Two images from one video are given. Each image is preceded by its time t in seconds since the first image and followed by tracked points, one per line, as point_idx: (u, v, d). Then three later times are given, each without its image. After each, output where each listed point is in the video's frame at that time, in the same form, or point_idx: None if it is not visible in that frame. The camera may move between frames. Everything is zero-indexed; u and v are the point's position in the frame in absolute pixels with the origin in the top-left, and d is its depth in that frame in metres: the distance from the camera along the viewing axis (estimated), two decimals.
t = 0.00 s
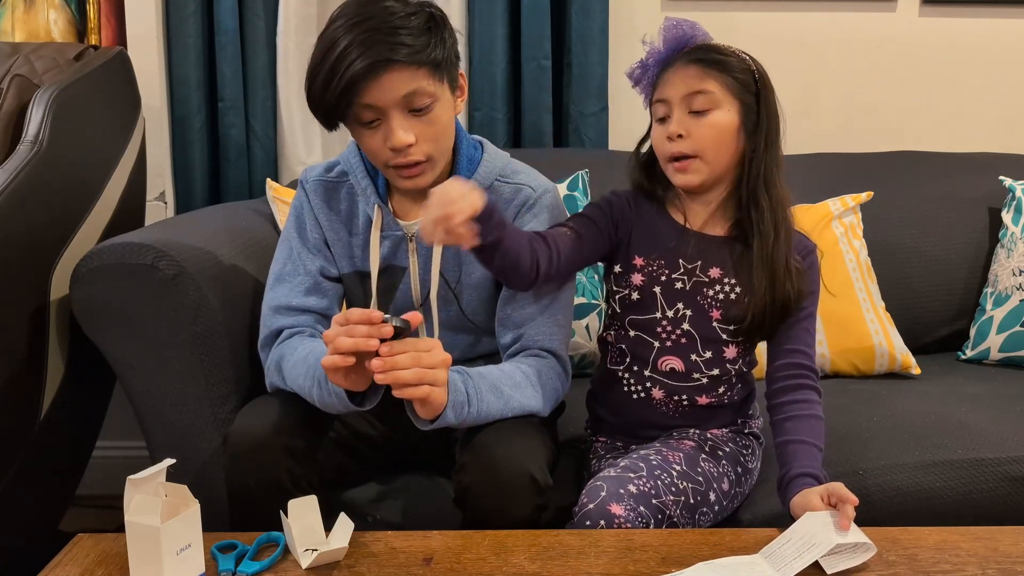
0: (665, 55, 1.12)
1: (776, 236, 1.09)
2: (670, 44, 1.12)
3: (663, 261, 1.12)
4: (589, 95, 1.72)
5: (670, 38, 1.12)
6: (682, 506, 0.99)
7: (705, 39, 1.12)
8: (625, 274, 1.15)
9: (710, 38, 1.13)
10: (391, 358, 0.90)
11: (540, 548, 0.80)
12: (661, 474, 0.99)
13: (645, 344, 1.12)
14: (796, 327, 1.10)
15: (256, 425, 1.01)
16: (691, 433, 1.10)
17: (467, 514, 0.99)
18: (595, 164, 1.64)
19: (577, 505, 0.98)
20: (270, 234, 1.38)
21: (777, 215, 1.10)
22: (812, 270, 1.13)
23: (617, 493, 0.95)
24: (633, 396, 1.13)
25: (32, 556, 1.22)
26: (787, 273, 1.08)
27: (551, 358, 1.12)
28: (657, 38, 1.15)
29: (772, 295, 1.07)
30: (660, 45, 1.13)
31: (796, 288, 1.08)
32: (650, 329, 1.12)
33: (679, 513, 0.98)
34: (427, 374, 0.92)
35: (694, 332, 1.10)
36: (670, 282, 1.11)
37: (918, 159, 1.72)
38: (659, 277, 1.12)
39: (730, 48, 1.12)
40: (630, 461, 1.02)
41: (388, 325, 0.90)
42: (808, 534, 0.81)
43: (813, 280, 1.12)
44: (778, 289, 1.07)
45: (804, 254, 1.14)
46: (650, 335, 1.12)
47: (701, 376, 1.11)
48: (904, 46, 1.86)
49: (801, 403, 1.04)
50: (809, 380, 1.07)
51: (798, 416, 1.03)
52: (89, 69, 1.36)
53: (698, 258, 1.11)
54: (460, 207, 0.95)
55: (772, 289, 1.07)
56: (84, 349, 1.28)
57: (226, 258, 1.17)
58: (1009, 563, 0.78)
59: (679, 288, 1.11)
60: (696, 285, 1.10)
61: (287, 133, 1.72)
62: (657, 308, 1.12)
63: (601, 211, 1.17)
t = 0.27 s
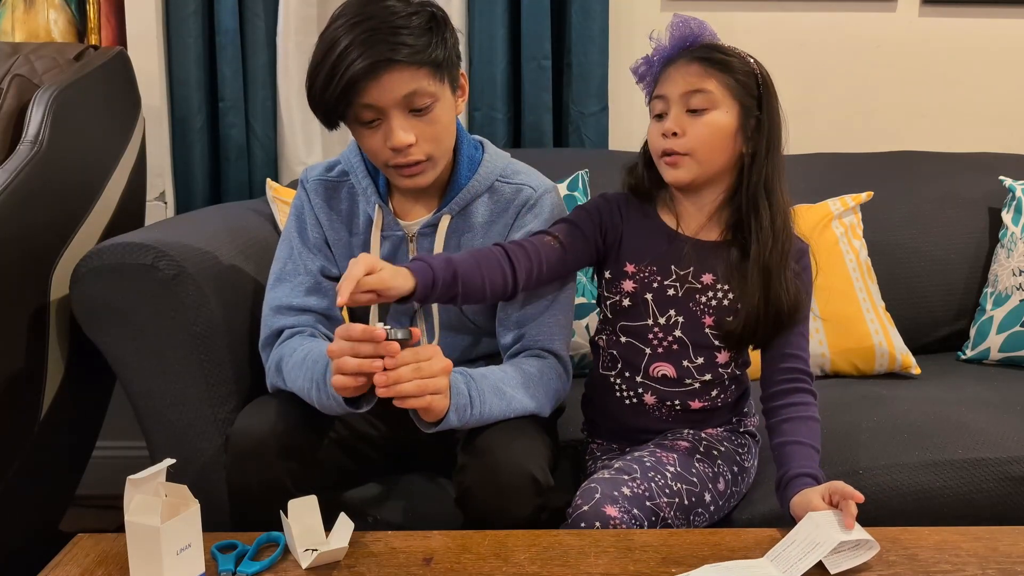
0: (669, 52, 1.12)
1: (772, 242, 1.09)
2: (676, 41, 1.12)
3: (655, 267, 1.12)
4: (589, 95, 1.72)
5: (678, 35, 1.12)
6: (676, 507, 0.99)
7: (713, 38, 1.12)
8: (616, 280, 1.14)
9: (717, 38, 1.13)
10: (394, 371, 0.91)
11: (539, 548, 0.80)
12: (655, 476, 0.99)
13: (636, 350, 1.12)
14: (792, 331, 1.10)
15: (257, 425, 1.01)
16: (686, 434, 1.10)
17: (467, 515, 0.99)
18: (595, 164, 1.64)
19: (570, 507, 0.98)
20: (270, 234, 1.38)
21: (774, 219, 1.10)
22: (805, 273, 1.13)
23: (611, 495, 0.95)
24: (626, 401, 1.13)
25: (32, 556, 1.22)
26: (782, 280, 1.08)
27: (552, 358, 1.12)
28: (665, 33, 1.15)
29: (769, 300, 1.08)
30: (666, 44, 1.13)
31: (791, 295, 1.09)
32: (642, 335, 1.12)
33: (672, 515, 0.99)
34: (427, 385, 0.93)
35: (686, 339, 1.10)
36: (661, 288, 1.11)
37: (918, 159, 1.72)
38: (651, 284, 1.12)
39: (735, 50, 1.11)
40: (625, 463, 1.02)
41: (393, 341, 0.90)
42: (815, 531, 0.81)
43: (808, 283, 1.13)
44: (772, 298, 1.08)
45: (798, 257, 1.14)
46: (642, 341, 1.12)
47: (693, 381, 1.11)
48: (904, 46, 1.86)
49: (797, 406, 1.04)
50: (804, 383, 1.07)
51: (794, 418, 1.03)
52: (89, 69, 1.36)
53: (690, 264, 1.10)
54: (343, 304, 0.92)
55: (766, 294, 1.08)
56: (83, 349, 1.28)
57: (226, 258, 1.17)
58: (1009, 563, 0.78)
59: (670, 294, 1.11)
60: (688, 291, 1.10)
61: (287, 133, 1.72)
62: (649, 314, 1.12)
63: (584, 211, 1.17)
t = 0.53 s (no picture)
0: (660, 54, 1.13)
1: (771, 241, 1.09)
2: (666, 44, 1.12)
3: (655, 267, 1.12)
4: (589, 95, 1.72)
5: (668, 38, 1.12)
6: (675, 508, 0.99)
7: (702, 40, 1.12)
8: (615, 280, 1.14)
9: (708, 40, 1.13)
10: (394, 375, 0.91)
11: (539, 547, 0.80)
12: (653, 477, 0.99)
13: (636, 350, 1.12)
14: (794, 331, 1.10)
15: (257, 426, 1.01)
16: (686, 434, 1.10)
17: (467, 515, 0.99)
18: (595, 165, 1.64)
19: (569, 508, 0.98)
20: (270, 234, 1.38)
21: (772, 218, 1.10)
22: (805, 272, 1.13)
23: (610, 495, 0.95)
24: (626, 401, 1.13)
25: (32, 556, 1.22)
26: (781, 280, 1.09)
27: (553, 359, 1.11)
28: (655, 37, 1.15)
29: (767, 300, 1.08)
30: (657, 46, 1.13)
31: (790, 294, 1.09)
32: (641, 335, 1.12)
33: (671, 516, 0.99)
34: (428, 389, 0.93)
35: (685, 338, 1.10)
36: (660, 288, 1.11)
37: (918, 159, 1.72)
38: (650, 283, 1.12)
39: (729, 50, 1.12)
40: (624, 463, 1.02)
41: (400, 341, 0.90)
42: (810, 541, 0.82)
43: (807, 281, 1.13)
44: (771, 297, 1.08)
45: (797, 255, 1.14)
46: (641, 341, 1.12)
47: (693, 381, 1.11)
48: (904, 46, 1.86)
49: (798, 406, 1.04)
50: (805, 382, 1.07)
51: (795, 417, 1.03)
52: (89, 69, 1.36)
53: (689, 264, 1.10)
54: (348, 308, 0.92)
55: (764, 292, 1.08)
56: (83, 349, 1.28)
57: (226, 259, 1.17)
58: (1009, 563, 0.78)
59: (670, 294, 1.11)
60: (688, 291, 1.10)
61: (287, 132, 1.72)
62: (649, 314, 1.12)
63: (583, 211, 1.17)
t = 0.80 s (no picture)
0: (657, 54, 1.13)
1: (773, 240, 1.09)
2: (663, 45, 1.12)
3: (657, 267, 1.12)
4: (589, 95, 1.72)
5: (667, 40, 1.12)
6: (675, 508, 0.99)
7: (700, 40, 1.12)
8: (617, 279, 1.14)
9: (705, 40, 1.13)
10: (398, 370, 0.91)
11: (540, 547, 0.80)
12: (654, 476, 0.99)
13: (638, 349, 1.12)
14: (796, 331, 1.10)
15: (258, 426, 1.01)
16: (687, 434, 1.10)
17: (468, 515, 0.99)
18: (595, 165, 1.64)
19: (570, 508, 0.98)
20: (270, 235, 1.38)
21: (774, 216, 1.10)
22: (806, 271, 1.14)
23: (610, 495, 0.95)
24: (627, 400, 1.12)
25: (32, 556, 1.22)
26: (783, 280, 1.09)
27: (554, 359, 1.12)
28: (654, 39, 1.15)
29: (769, 299, 1.08)
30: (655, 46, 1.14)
31: (793, 294, 1.09)
32: (643, 334, 1.12)
33: (672, 515, 0.99)
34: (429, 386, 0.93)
35: (687, 337, 1.10)
36: (663, 287, 1.11)
37: (918, 159, 1.72)
38: (653, 282, 1.11)
39: (727, 49, 1.12)
40: (625, 463, 1.02)
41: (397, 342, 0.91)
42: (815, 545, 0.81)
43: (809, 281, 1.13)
44: (774, 296, 1.08)
45: (799, 255, 1.14)
46: (643, 340, 1.12)
47: (695, 380, 1.11)
48: (904, 46, 1.86)
49: (799, 405, 1.04)
50: (807, 382, 1.07)
51: (796, 417, 1.03)
52: (89, 69, 1.36)
53: (692, 263, 1.10)
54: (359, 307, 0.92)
55: (766, 291, 1.08)
56: (83, 349, 1.28)
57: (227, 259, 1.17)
58: (1009, 563, 0.78)
59: (672, 293, 1.10)
60: (689, 290, 1.10)
61: (287, 132, 1.72)
62: (650, 313, 1.11)
63: (585, 210, 1.17)
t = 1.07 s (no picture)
0: (652, 53, 1.13)
1: (770, 238, 1.09)
2: (660, 45, 1.12)
3: (655, 266, 1.12)
4: (589, 95, 1.72)
5: (662, 39, 1.12)
6: (675, 508, 0.99)
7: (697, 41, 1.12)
8: (615, 279, 1.14)
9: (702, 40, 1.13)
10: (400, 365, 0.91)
11: (540, 547, 0.80)
12: (654, 476, 0.99)
13: (636, 348, 1.12)
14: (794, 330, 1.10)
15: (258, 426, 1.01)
16: (686, 434, 1.10)
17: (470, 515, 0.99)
18: (595, 165, 1.64)
19: (570, 508, 0.98)
20: (270, 235, 1.38)
21: (771, 216, 1.10)
22: (804, 270, 1.14)
23: (610, 496, 0.95)
24: (626, 400, 1.12)
25: (32, 556, 1.22)
26: (781, 279, 1.08)
27: (555, 359, 1.12)
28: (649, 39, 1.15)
29: (766, 298, 1.08)
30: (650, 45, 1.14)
31: (790, 293, 1.09)
32: (642, 334, 1.12)
33: (672, 515, 0.99)
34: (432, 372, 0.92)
35: (685, 336, 1.10)
36: (661, 287, 1.11)
37: (918, 159, 1.73)
38: (650, 282, 1.12)
39: (722, 49, 1.11)
40: (624, 463, 1.02)
41: (384, 352, 0.88)
42: (813, 536, 0.79)
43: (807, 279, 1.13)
44: (770, 294, 1.08)
45: (797, 253, 1.14)
46: (642, 340, 1.12)
47: (693, 379, 1.11)
48: (904, 46, 1.86)
49: (799, 404, 1.04)
50: (807, 381, 1.07)
51: (796, 417, 1.03)
52: (89, 69, 1.36)
53: (689, 263, 1.10)
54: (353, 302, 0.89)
55: (763, 290, 1.08)
56: (83, 349, 1.28)
57: (226, 259, 1.17)
58: (1009, 563, 0.78)
59: (670, 293, 1.11)
60: (687, 290, 1.10)
61: (287, 132, 1.72)
62: (648, 313, 1.12)
63: (584, 211, 1.17)
